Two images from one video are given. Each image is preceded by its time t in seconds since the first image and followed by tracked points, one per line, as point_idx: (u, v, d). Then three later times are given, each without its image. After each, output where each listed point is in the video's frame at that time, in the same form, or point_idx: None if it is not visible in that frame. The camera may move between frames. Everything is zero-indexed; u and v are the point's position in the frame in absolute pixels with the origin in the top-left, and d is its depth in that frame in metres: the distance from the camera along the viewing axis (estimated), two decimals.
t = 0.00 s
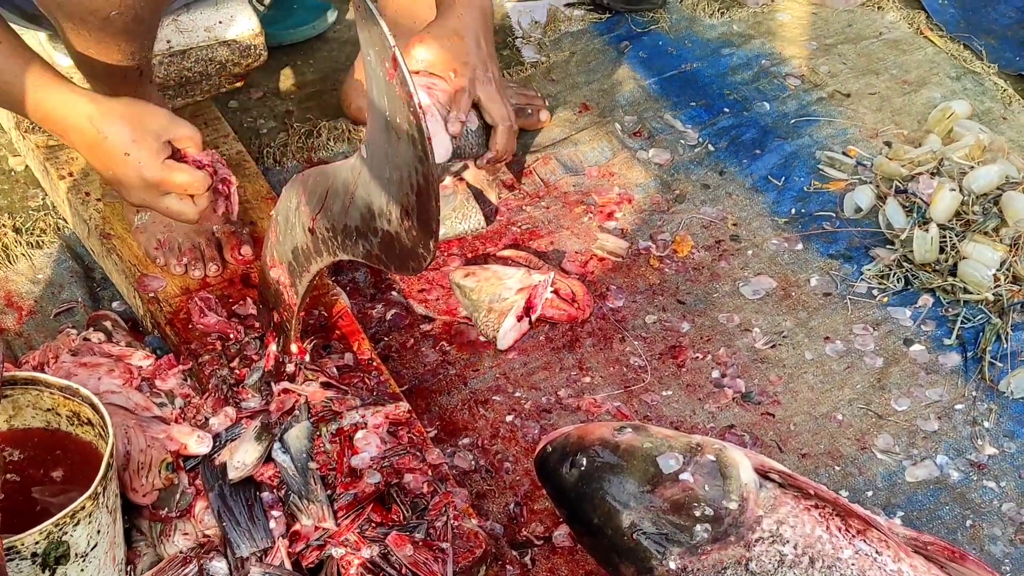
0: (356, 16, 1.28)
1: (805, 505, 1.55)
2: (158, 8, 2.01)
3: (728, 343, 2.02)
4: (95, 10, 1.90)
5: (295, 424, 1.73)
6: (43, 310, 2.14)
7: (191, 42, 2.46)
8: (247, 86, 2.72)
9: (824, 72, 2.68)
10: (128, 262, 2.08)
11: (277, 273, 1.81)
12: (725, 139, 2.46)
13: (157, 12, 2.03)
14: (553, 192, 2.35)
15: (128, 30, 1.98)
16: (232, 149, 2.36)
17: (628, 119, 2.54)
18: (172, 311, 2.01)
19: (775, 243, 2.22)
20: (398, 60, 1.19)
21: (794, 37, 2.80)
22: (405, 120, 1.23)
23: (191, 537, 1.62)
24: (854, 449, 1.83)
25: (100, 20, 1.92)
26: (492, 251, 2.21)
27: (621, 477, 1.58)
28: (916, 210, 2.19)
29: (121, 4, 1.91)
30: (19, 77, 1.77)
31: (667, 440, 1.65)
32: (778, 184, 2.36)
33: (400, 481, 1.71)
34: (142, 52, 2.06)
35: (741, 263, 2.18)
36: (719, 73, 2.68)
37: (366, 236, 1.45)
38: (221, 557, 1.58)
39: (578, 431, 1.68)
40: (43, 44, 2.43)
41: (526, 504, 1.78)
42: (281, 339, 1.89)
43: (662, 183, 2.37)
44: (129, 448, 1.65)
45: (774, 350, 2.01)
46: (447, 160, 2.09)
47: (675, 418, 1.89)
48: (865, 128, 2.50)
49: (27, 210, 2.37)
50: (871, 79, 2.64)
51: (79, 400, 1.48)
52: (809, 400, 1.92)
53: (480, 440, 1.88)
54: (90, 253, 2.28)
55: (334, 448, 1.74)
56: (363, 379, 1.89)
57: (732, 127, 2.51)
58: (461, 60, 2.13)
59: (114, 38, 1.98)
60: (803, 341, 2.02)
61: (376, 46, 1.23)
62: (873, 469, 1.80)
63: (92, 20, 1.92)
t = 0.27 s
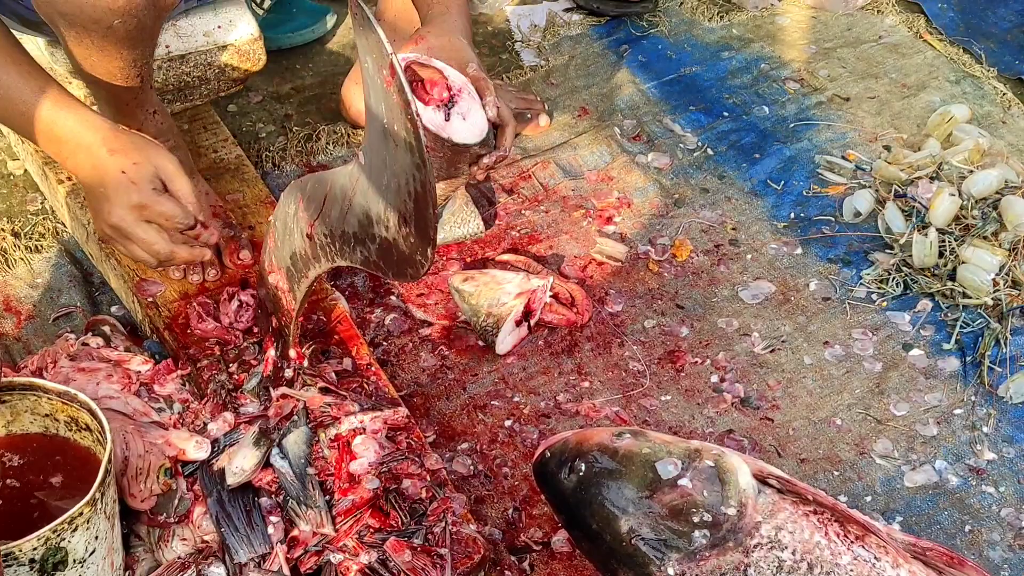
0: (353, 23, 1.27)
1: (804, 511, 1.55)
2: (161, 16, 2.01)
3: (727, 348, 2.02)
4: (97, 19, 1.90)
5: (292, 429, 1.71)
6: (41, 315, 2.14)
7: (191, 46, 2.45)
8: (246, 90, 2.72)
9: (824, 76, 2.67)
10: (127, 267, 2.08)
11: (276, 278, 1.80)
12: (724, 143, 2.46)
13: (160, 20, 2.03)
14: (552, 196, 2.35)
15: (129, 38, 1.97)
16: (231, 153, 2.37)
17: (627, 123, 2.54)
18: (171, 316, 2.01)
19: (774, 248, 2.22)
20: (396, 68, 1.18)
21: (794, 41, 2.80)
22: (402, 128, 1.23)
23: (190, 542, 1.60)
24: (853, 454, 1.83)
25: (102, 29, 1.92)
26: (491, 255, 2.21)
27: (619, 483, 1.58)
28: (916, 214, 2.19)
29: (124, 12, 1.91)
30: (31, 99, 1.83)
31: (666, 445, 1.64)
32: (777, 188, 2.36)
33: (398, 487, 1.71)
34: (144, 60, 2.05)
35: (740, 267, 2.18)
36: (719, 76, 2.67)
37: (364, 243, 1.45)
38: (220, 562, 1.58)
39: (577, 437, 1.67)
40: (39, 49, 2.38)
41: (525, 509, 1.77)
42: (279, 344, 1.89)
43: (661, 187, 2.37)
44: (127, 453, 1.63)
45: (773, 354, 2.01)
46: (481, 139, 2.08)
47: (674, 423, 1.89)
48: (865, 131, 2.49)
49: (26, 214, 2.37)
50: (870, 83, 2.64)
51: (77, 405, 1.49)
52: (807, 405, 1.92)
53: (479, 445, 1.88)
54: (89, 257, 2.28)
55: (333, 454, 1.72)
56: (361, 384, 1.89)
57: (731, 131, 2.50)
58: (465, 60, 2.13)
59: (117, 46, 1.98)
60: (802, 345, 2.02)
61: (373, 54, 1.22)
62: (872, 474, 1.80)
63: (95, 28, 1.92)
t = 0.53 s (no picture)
0: (354, 22, 1.27)
1: (806, 510, 1.55)
2: (160, 16, 2.03)
3: (728, 348, 2.02)
4: (98, 19, 1.90)
5: (294, 429, 1.71)
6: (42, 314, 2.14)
7: (192, 46, 2.45)
8: (247, 90, 2.72)
9: (826, 76, 2.67)
10: (128, 267, 2.08)
11: (277, 278, 1.80)
12: (726, 143, 2.46)
13: (159, 21, 2.04)
14: (554, 196, 2.35)
15: (129, 38, 1.99)
16: (232, 153, 2.37)
17: (628, 123, 2.54)
18: (172, 316, 2.00)
19: (776, 247, 2.22)
20: (397, 67, 1.18)
21: (795, 41, 2.80)
22: (404, 127, 1.22)
23: (191, 542, 1.60)
24: (855, 454, 1.83)
25: (103, 28, 1.93)
26: (493, 255, 2.21)
27: (621, 483, 1.58)
28: (918, 213, 2.19)
29: (124, 13, 1.92)
30: None
31: (667, 445, 1.65)
32: (779, 188, 2.36)
33: (400, 487, 1.70)
34: (143, 60, 2.07)
35: (742, 267, 2.18)
36: (720, 76, 2.67)
37: (366, 242, 1.45)
38: (221, 562, 1.58)
39: (579, 437, 1.67)
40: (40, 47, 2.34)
41: (527, 509, 1.77)
42: (281, 343, 1.88)
43: (662, 186, 2.37)
44: (128, 452, 1.61)
45: (774, 354, 2.00)
46: (491, 154, 2.06)
47: (676, 423, 1.89)
48: (866, 131, 2.49)
49: (28, 214, 2.37)
50: (872, 83, 2.64)
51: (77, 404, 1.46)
52: (809, 404, 1.92)
53: (480, 444, 1.87)
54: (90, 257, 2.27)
55: (335, 454, 1.72)
56: (363, 384, 1.89)
57: (732, 131, 2.50)
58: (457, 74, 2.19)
59: (116, 44, 1.98)
60: (804, 345, 2.02)
61: (375, 53, 1.22)
62: (874, 474, 1.80)
63: (95, 28, 1.93)
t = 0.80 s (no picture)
0: (355, 21, 1.27)
1: (806, 510, 1.55)
2: (166, 18, 2.03)
3: (729, 348, 2.02)
4: (107, 21, 1.90)
5: (295, 429, 1.71)
6: (43, 314, 2.13)
7: (193, 46, 2.45)
8: (248, 89, 2.72)
9: (826, 76, 2.67)
10: (129, 266, 2.08)
11: (278, 277, 1.80)
12: (726, 143, 2.46)
13: (165, 22, 2.04)
14: (554, 196, 2.35)
15: (138, 40, 1.98)
16: (233, 152, 2.37)
17: (629, 123, 2.54)
18: (173, 315, 2.00)
19: (776, 247, 2.22)
20: (398, 66, 1.18)
21: (796, 41, 2.80)
22: (404, 127, 1.22)
23: (191, 541, 1.60)
24: (855, 454, 1.83)
25: (111, 31, 1.92)
26: (493, 255, 2.21)
27: (621, 482, 1.58)
28: (918, 213, 2.20)
29: (133, 15, 1.92)
30: None
31: (668, 444, 1.65)
32: (779, 187, 2.36)
33: (401, 486, 1.70)
34: (149, 62, 2.06)
35: (743, 267, 2.18)
36: (720, 76, 2.68)
37: (367, 242, 1.45)
38: (222, 561, 1.58)
39: (579, 437, 1.67)
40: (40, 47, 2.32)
41: (527, 508, 1.77)
42: (282, 343, 1.88)
43: (663, 186, 2.37)
44: (129, 451, 1.62)
45: (775, 354, 2.00)
46: (491, 137, 1.99)
47: (676, 422, 1.89)
48: (867, 131, 2.49)
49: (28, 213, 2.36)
50: (873, 83, 2.64)
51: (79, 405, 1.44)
52: (810, 404, 1.92)
53: (481, 444, 1.87)
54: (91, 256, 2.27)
55: (335, 453, 1.72)
56: (363, 384, 1.89)
57: (733, 131, 2.51)
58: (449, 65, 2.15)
59: (126, 47, 1.98)
60: (804, 345, 2.02)
61: (375, 53, 1.22)
62: (874, 473, 1.80)
63: (103, 31, 1.92)
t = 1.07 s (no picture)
0: (359, 19, 1.27)
1: (808, 507, 1.55)
2: (163, 15, 2.01)
3: (731, 346, 2.02)
4: (100, 20, 1.89)
5: (297, 426, 1.71)
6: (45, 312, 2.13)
7: (195, 44, 2.46)
8: (250, 88, 2.72)
9: (828, 75, 2.68)
10: (132, 264, 2.08)
11: (280, 275, 1.80)
12: (728, 141, 2.47)
13: (162, 19, 2.02)
14: (556, 194, 2.35)
15: (133, 38, 1.98)
16: (236, 151, 2.37)
17: (631, 122, 2.55)
18: (176, 313, 2.00)
19: (778, 246, 2.22)
20: (402, 64, 1.18)
21: (798, 40, 2.80)
22: (408, 124, 1.22)
23: (195, 538, 1.59)
24: (857, 452, 1.83)
25: (105, 30, 1.92)
26: (495, 253, 2.22)
27: (624, 480, 1.58)
28: (920, 212, 2.20)
29: (127, 13, 1.91)
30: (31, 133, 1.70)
31: (670, 442, 1.65)
32: (781, 186, 2.36)
33: (403, 483, 1.71)
34: (147, 60, 2.06)
35: (745, 265, 2.18)
36: (722, 75, 2.68)
37: (370, 239, 1.45)
38: (225, 559, 1.57)
39: (582, 434, 1.67)
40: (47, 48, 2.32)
41: (529, 506, 1.77)
42: (284, 341, 1.87)
43: (665, 185, 2.38)
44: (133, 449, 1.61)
45: (777, 352, 2.01)
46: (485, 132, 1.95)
47: (678, 420, 1.89)
48: (869, 130, 2.50)
49: (31, 211, 2.36)
50: (874, 82, 2.64)
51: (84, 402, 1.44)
52: (812, 402, 1.92)
53: (483, 442, 1.88)
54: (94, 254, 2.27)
55: (338, 450, 1.73)
56: (366, 381, 1.89)
57: (735, 129, 2.51)
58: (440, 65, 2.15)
59: (121, 45, 1.98)
60: (806, 343, 2.03)
61: (379, 50, 1.22)
62: (876, 471, 1.80)
63: (98, 30, 1.92)
